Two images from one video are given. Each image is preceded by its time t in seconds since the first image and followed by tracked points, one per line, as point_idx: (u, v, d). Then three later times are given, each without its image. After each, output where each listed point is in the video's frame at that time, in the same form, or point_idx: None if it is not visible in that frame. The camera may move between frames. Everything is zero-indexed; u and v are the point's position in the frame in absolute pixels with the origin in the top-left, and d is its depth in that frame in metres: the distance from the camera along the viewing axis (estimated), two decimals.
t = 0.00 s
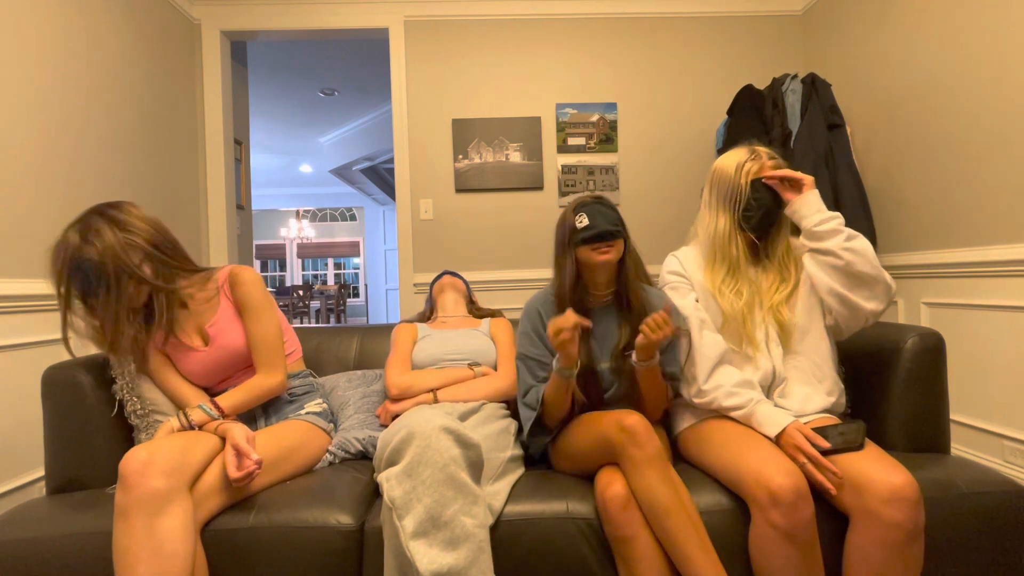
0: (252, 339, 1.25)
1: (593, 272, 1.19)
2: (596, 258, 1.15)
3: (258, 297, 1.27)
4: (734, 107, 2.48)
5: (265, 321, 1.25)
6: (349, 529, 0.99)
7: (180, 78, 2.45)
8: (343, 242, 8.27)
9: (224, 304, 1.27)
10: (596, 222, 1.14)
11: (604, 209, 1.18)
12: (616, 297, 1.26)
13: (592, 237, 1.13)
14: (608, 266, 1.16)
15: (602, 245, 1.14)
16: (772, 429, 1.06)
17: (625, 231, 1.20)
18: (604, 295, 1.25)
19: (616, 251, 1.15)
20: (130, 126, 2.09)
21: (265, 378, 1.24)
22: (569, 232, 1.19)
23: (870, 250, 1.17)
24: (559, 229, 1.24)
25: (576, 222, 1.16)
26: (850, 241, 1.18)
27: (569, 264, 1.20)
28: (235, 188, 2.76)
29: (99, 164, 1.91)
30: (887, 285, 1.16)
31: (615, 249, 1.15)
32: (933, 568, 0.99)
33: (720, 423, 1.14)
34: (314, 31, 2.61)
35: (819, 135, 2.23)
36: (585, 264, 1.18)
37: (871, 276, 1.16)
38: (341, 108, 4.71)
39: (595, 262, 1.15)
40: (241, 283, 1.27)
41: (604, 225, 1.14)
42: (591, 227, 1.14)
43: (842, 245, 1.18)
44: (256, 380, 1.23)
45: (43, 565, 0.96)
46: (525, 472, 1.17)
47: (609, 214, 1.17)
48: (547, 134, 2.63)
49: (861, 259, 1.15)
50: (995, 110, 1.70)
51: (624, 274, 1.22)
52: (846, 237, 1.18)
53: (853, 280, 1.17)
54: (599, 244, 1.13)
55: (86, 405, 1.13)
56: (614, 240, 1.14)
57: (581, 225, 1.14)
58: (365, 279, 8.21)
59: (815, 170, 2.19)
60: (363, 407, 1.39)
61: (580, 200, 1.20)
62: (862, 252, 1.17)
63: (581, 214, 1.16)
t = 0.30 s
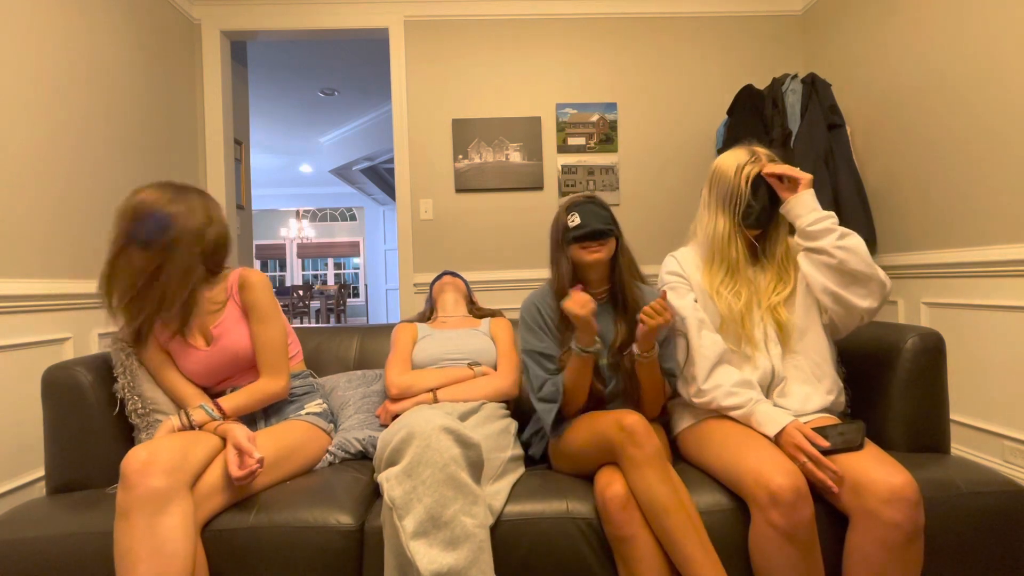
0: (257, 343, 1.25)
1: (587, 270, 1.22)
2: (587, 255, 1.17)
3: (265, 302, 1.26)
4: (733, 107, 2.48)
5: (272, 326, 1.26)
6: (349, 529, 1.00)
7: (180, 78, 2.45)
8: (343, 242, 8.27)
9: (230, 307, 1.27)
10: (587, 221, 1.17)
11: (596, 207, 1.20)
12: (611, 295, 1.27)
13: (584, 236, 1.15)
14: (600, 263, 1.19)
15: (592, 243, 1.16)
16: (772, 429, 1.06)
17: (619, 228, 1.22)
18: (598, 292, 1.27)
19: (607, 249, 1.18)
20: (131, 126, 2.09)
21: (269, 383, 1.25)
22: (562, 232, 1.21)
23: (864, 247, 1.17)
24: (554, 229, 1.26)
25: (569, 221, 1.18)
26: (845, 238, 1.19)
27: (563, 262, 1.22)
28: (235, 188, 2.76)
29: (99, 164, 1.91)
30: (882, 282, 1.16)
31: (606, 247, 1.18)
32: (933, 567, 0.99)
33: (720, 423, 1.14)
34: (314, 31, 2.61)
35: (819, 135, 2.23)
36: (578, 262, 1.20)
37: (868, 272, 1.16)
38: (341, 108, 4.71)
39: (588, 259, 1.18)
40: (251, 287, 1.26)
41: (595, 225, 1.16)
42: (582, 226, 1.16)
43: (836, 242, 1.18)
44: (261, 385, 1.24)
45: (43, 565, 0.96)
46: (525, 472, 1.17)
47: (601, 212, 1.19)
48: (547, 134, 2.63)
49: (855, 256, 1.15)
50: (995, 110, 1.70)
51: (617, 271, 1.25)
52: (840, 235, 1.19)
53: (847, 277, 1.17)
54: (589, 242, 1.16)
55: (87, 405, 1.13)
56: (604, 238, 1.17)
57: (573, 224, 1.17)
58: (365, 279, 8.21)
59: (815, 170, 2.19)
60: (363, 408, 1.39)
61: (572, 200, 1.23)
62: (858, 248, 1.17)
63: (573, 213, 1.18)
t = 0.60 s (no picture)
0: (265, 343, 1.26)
1: (585, 270, 1.22)
2: (585, 257, 1.18)
3: (276, 300, 1.29)
4: (734, 107, 2.48)
5: (279, 325, 1.27)
6: (349, 529, 1.00)
7: (180, 77, 2.45)
8: (343, 242, 8.27)
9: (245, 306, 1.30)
10: (584, 222, 1.17)
11: (594, 208, 1.20)
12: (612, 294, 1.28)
13: (581, 237, 1.16)
14: (597, 264, 1.19)
15: (590, 244, 1.17)
16: (772, 429, 1.06)
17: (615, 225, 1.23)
18: (598, 290, 1.28)
19: (604, 250, 1.18)
20: (131, 126, 2.09)
21: (272, 382, 1.25)
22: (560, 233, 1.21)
23: (850, 258, 1.18)
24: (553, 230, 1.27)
25: (566, 223, 1.19)
26: (831, 249, 1.20)
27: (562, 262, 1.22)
28: (235, 188, 2.77)
29: (99, 164, 1.91)
30: (873, 292, 1.16)
31: (604, 247, 1.18)
32: (933, 567, 0.99)
33: (720, 424, 1.13)
34: (314, 31, 2.61)
35: (819, 135, 2.23)
36: (577, 263, 1.21)
37: (856, 283, 1.16)
38: (341, 108, 4.71)
39: (586, 260, 1.19)
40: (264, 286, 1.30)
41: (592, 226, 1.17)
42: (579, 227, 1.16)
43: (820, 255, 1.19)
44: (263, 383, 1.24)
45: (44, 565, 0.96)
46: (525, 472, 1.17)
47: (597, 212, 1.19)
48: (548, 134, 2.64)
49: (839, 269, 1.16)
50: (995, 110, 1.70)
51: (615, 271, 1.24)
52: (824, 249, 1.20)
53: (835, 289, 1.18)
54: (586, 243, 1.17)
55: (88, 404, 1.13)
56: (601, 240, 1.17)
57: (570, 226, 1.17)
58: (365, 279, 8.21)
59: (815, 170, 2.19)
60: (363, 408, 1.39)
61: (571, 202, 1.23)
62: (844, 260, 1.17)
63: (570, 215, 1.19)
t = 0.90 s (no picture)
0: (256, 341, 1.26)
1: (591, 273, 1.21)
2: (593, 261, 1.15)
3: (263, 298, 1.29)
4: (734, 107, 2.48)
5: (268, 322, 1.27)
6: (349, 529, 0.99)
7: (179, 77, 2.45)
8: (343, 242, 8.27)
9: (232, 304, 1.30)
10: (594, 225, 1.14)
11: (605, 210, 1.17)
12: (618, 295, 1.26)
13: (590, 242, 1.13)
14: (603, 268, 1.17)
15: (600, 249, 1.14)
16: (772, 429, 1.07)
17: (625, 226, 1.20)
18: (604, 292, 1.26)
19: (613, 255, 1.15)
20: (131, 126, 2.09)
21: (266, 378, 1.25)
22: (569, 232, 1.19)
23: (828, 282, 1.17)
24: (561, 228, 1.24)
25: (576, 224, 1.16)
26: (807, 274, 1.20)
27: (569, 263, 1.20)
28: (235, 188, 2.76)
29: (99, 164, 1.91)
30: (851, 316, 1.15)
31: (615, 252, 1.15)
32: (933, 567, 0.99)
33: (720, 424, 1.13)
34: (314, 31, 2.61)
35: (819, 135, 2.23)
36: (584, 265, 1.18)
37: (832, 305, 1.16)
38: (342, 108, 4.71)
39: (593, 265, 1.16)
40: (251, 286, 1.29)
41: (603, 231, 1.13)
42: (590, 231, 1.14)
43: (795, 280, 1.20)
44: (257, 381, 1.24)
45: (44, 565, 0.96)
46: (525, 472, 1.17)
47: (608, 215, 1.16)
48: (548, 134, 2.64)
49: (813, 293, 1.17)
50: (994, 110, 1.70)
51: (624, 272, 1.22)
52: (798, 274, 1.20)
53: (811, 309, 1.20)
54: (597, 248, 1.14)
55: (87, 404, 1.14)
56: (612, 245, 1.14)
57: (580, 228, 1.15)
58: (366, 279, 8.21)
59: (815, 170, 2.19)
60: (363, 407, 1.39)
61: (581, 202, 1.20)
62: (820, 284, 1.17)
63: (581, 216, 1.16)
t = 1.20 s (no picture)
0: (257, 342, 1.26)
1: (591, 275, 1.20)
2: (592, 263, 1.15)
3: (262, 301, 1.28)
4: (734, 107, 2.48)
5: (269, 325, 1.27)
6: (349, 529, 0.99)
7: (179, 77, 2.45)
8: (343, 242, 8.28)
9: (231, 305, 1.30)
10: (593, 227, 1.13)
11: (605, 211, 1.16)
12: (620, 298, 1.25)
13: (589, 243, 1.13)
14: (601, 271, 1.17)
15: (598, 251, 1.13)
16: (772, 429, 1.07)
17: (629, 226, 1.20)
18: (608, 296, 1.25)
19: (610, 258, 1.15)
20: (131, 126, 2.09)
21: (266, 381, 1.25)
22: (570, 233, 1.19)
23: (807, 313, 1.16)
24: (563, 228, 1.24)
25: (575, 226, 1.16)
26: (790, 305, 1.18)
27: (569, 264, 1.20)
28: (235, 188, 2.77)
29: (100, 164, 1.91)
30: (832, 344, 1.15)
31: (614, 255, 1.15)
32: (932, 567, 0.99)
33: (720, 425, 1.13)
34: (314, 31, 2.61)
35: (819, 135, 2.23)
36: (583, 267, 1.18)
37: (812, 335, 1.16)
38: (342, 108, 4.72)
39: (591, 266, 1.16)
40: (249, 288, 1.29)
41: (602, 232, 1.13)
42: (589, 233, 1.13)
43: (778, 308, 1.19)
44: (257, 383, 1.24)
45: (43, 565, 0.96)
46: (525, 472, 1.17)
47: (610, 216, 1.15)
48: (548, 134, 2.64)
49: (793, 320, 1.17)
50: (995, 111, 1.70)
51: (626, 275, 1.21)
52: (779, 303, 1.19)
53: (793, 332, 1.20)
54: (597, 250, 1.13)
55: (87, 404, 1.13)
56: (610, 247, 1.13)
57: (579, 230, 1.14)
58: (366, 279, 8.21)
59: (815, 170, 2.19)
60: (364, 408, 1.39)
61: (581, 202, 1.20)
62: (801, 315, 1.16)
63: (580, 218, 1.15)
